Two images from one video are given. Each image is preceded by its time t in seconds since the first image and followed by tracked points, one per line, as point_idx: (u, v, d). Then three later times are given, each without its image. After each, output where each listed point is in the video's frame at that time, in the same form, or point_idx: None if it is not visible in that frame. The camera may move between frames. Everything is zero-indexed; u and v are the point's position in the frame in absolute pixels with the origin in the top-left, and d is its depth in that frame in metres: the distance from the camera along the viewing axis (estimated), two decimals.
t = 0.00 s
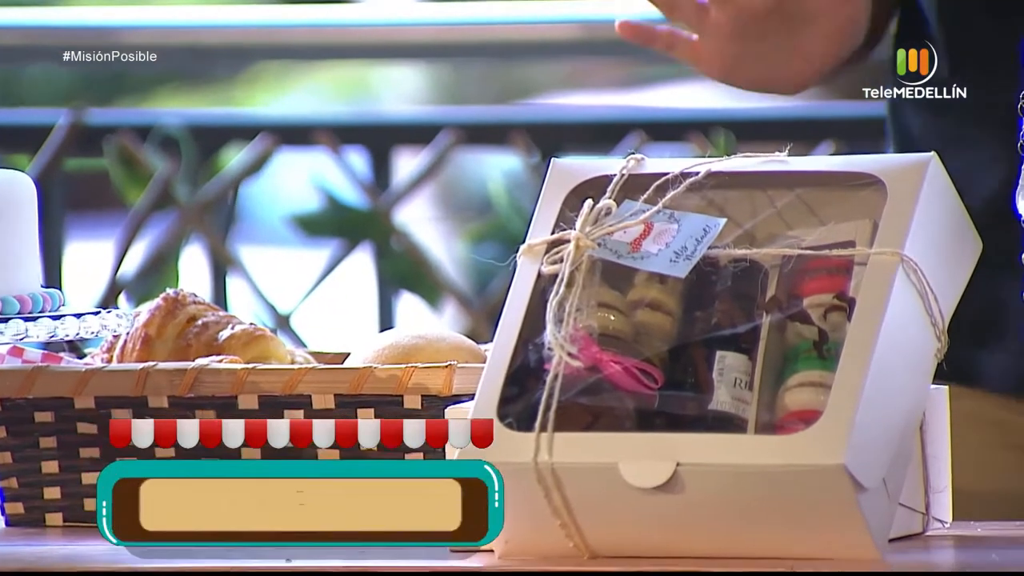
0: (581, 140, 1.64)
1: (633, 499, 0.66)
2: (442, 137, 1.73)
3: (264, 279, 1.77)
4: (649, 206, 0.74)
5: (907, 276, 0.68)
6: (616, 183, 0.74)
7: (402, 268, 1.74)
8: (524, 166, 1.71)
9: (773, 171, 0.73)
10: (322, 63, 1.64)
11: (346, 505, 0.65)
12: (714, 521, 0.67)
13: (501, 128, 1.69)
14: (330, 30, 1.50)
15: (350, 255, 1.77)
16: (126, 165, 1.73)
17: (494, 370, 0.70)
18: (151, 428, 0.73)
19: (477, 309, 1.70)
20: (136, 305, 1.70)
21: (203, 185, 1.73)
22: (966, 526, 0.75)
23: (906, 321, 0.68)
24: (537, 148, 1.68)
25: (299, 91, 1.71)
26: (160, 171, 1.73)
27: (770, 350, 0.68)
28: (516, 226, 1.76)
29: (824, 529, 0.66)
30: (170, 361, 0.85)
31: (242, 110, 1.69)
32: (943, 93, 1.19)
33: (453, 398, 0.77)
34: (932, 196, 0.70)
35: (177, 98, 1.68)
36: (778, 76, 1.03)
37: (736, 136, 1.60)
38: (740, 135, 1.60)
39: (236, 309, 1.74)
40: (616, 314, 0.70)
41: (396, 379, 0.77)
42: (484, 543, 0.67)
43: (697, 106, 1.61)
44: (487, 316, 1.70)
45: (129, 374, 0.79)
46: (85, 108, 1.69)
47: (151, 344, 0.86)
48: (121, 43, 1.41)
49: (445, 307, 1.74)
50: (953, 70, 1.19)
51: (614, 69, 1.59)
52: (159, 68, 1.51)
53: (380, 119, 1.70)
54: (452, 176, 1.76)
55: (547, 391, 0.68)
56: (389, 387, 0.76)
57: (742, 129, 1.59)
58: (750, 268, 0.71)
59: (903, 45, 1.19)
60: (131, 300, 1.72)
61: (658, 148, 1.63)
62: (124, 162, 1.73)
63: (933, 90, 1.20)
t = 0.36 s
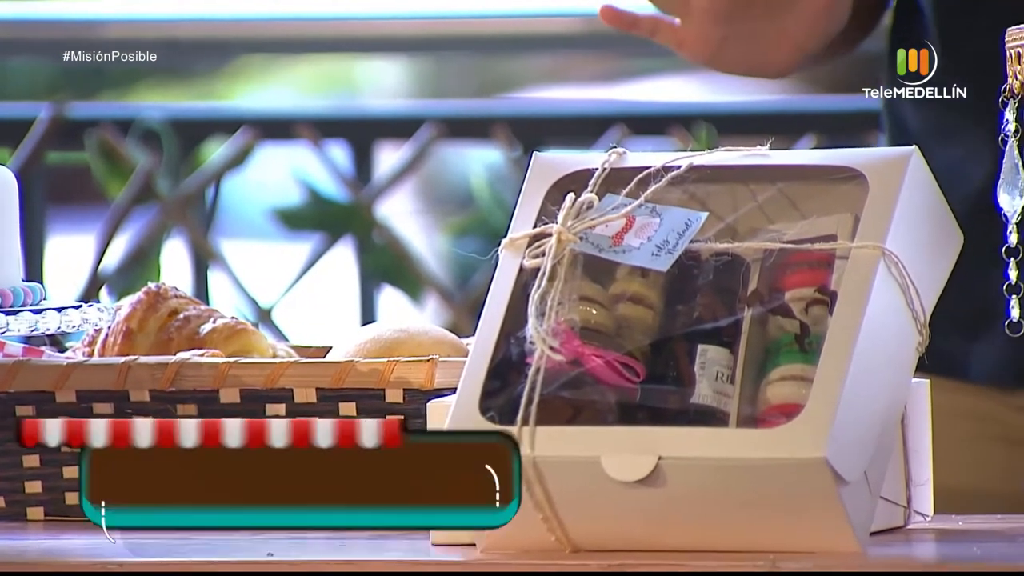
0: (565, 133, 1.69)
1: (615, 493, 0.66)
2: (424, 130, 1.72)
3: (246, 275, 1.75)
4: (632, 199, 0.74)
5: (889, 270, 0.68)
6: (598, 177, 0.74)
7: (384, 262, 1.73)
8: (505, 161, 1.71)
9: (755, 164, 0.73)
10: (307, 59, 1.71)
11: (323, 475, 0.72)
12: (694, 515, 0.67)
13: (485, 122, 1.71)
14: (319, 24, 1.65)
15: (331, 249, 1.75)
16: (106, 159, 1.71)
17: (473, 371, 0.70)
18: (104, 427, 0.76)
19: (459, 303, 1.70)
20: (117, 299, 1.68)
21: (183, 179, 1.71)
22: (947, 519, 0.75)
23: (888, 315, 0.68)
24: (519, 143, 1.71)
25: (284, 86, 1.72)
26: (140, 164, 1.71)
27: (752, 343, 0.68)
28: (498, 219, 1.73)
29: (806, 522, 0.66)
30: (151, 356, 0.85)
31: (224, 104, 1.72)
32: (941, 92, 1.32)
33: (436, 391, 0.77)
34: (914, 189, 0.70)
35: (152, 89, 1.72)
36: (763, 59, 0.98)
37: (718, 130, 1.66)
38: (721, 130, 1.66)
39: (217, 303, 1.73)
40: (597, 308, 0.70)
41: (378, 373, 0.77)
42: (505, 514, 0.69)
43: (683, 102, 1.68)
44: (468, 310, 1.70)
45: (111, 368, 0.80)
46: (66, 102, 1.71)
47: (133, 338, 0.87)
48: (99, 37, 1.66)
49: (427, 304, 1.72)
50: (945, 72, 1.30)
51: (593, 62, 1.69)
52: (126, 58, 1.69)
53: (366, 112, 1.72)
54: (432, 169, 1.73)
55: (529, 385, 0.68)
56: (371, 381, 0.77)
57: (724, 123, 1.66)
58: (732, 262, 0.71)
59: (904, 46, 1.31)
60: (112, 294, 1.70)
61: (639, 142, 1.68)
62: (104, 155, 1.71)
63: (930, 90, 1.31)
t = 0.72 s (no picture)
0: (554, 127, 1.27)
1: (598, 488, 0.66)
2: (407, 124, 1.29)
3: (227, 268, 1.30)
4: (614, 193, 0.74)
5: (872, 265, 0.68)
6: (580, 172, 0.74)
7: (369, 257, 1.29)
8: (487, 155, 1.27)
9: (737, 158, 0.73)
10: (292, 50, 1.28)
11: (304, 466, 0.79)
12: (677, 510, 0.67)
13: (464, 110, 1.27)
14: (301, 18, 1.28)
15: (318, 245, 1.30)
16: (90, 154, 1.29)
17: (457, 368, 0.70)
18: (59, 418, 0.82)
19: (442, 296, 1.28)
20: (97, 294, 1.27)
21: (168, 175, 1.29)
22: (929, 513, 0.75)
23: (870, 310, 0.68)
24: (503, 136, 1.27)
25: (261, 82, 1.29)
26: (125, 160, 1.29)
27: (734, 338, 0.69)
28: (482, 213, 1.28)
29: (788, 517, 0.66)
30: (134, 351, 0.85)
31: (203, 102, 1.29)
32: (942, 94, 1.16)
33: (418, 386, 0.77)
34: (896, 184, 0.70)
35: (129, 79, 1.29)
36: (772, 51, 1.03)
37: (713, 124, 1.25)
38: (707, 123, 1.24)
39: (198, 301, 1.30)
40: (580, 303, 0.71)
41: (360, 367, 0.77)
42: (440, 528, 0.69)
43: (669, 92, 1.25)
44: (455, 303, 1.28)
45: (94, 362, 0.82)
46: (47, 96, 1.29)
47: (115, 332, 0.87)
48: (86, 32, 1.28)
49: (410, 298, 1.29)
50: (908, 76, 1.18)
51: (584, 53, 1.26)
52: (124, 56, 1.28)
53: (345, 109, 1.29)
54: (416, 163, 1.29)
55: (512, 379, 0.68)
56: (353, 375, 0.76)
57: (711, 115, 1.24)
58: (714, 256, 0.71)
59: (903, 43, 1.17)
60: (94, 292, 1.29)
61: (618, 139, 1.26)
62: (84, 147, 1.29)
63: (933, 91, 1.16)
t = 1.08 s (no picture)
0: (532, 124, 1.17)
1: (581, 484, 0.66)
2: (390, 120, 1.18)
3: (212, 265, 1.20)
4: (598, 189, 0.74)
5: (855, 261, 0.68)
6: (564, 168, 0.74)
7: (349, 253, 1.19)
8: (469, 152, 1.17)
9: (720, 154, 0.73)
10: (276, 46, 1.16)
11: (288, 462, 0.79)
12: (660, 506, 0.67)
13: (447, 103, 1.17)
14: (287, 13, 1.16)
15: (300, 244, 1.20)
16: (72, 150, 1.19)
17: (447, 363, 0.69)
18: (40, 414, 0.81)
19: (425, 292, 1.18)
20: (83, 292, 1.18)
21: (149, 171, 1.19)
22: (911, 509, 0.75)
23: (853, 306, 0.69)
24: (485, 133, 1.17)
25: (239, 78, 1.17)
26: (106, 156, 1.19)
27: (717, 334, 0.69)
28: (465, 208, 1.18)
29: (770, 513, 0.66)
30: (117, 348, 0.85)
31: (187, 97, 1.18)
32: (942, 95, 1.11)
33: (401, 382, 0.77)
34: (880, 180, 0.70)
35: (117, 75, 1.18)
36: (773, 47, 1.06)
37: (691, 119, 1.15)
38: (690, 118, 1.15)
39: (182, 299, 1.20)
40: (563, 299, 0.70)
41: (344, 363, 0.77)
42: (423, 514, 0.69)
43: (653, 88, 1.15)
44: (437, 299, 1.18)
45: (77, 358, 0.82)
46: (31, 90, 1.19)
47: (98, 329, 0.87)
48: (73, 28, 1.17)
49: (393, 292, 1.19)
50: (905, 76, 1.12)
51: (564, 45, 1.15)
52: (123, 56, 1.17)
53: (327, 105, 1.18)
54: (400, 158, 1.18)
55: (495, 375, 0.68)
56: (336, 372, 0.77)
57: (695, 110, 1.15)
58: (697, 252, 0.71)
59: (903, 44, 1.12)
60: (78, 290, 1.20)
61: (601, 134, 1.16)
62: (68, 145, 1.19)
63: (933, 92, 1.11)
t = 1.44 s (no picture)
0: (516, 121, 1.41)
1: (564, 482, 0.66)
2: (373, 119, 1.42)
3: (192, 260, 1.45)
4: (581, 186, 0.74)
5: (837, 258, 0.68)
6: (546, 165, 0.74)
7: (334, 250, 1.44)
8: (451, 149, 1.42)
9: (703, 152, 0.72)
10: (259, 43, 1.41)
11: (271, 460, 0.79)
12: (643, 503, 0.67)
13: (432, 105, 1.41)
14: (256, 11, 1.38)
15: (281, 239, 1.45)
16: (54, 148, 1.43)
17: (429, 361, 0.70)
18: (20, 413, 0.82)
19: (407, 289, 1.43)
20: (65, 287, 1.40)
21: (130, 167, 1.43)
22: (895, 506, 0.75)
23: (836, 303, 0.69)
24: (468, 129, 1.41)
25: (223, 77, 1.42)
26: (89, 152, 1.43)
27: (700, 330, 0.69)
28: (446, 204, 1.42)
29: (753, 510, 0.66)
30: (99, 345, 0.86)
31: (170, 95, 1.42)
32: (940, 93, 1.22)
33: (383, 379, 0.77)
34: (862, 177, 0.70)
35: (98, 74, 1.42)
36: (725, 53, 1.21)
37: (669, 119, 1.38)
38: (671, 116, 1.39)
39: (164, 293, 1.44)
40: (546, 296, 0.70)
41: (327, 361, 0.77)
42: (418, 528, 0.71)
43: (631, 84, 1.39)
44: (419, 297, 1.43)
45: (59, 356, 0.82)
46: (13, 89, 1.43)
47: (80, 326, 0.87)
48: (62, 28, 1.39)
49: (375, 291, 1.44)
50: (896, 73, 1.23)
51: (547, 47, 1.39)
52: (124, 56, 1.42)
53: (312, 103, 1.42)
54: (381, 156, 1.43)
55: (478, 372, 0.68)
56: (319, 369, 0.77)
57: (674, 109, 1.38)
58: (680, 249, 0.71)
59: (903, 44, 1.23)
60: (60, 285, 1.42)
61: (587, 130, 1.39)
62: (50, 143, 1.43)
63: (932, 90, 1.22)
